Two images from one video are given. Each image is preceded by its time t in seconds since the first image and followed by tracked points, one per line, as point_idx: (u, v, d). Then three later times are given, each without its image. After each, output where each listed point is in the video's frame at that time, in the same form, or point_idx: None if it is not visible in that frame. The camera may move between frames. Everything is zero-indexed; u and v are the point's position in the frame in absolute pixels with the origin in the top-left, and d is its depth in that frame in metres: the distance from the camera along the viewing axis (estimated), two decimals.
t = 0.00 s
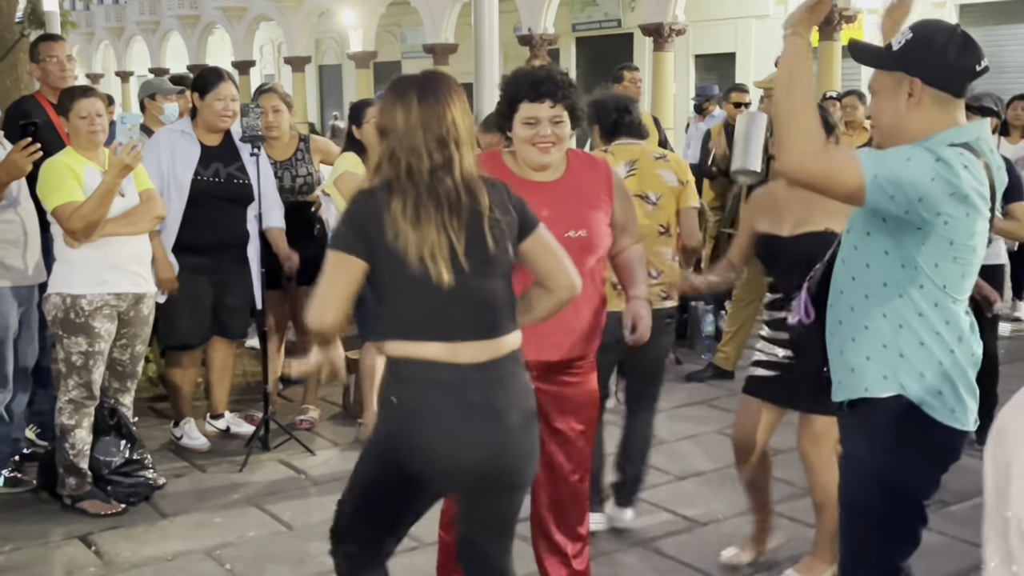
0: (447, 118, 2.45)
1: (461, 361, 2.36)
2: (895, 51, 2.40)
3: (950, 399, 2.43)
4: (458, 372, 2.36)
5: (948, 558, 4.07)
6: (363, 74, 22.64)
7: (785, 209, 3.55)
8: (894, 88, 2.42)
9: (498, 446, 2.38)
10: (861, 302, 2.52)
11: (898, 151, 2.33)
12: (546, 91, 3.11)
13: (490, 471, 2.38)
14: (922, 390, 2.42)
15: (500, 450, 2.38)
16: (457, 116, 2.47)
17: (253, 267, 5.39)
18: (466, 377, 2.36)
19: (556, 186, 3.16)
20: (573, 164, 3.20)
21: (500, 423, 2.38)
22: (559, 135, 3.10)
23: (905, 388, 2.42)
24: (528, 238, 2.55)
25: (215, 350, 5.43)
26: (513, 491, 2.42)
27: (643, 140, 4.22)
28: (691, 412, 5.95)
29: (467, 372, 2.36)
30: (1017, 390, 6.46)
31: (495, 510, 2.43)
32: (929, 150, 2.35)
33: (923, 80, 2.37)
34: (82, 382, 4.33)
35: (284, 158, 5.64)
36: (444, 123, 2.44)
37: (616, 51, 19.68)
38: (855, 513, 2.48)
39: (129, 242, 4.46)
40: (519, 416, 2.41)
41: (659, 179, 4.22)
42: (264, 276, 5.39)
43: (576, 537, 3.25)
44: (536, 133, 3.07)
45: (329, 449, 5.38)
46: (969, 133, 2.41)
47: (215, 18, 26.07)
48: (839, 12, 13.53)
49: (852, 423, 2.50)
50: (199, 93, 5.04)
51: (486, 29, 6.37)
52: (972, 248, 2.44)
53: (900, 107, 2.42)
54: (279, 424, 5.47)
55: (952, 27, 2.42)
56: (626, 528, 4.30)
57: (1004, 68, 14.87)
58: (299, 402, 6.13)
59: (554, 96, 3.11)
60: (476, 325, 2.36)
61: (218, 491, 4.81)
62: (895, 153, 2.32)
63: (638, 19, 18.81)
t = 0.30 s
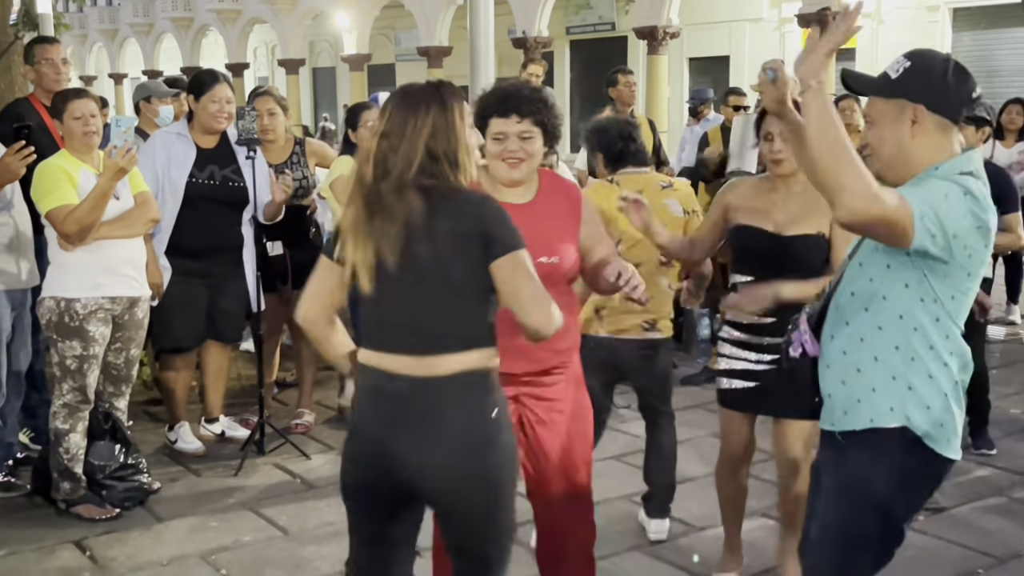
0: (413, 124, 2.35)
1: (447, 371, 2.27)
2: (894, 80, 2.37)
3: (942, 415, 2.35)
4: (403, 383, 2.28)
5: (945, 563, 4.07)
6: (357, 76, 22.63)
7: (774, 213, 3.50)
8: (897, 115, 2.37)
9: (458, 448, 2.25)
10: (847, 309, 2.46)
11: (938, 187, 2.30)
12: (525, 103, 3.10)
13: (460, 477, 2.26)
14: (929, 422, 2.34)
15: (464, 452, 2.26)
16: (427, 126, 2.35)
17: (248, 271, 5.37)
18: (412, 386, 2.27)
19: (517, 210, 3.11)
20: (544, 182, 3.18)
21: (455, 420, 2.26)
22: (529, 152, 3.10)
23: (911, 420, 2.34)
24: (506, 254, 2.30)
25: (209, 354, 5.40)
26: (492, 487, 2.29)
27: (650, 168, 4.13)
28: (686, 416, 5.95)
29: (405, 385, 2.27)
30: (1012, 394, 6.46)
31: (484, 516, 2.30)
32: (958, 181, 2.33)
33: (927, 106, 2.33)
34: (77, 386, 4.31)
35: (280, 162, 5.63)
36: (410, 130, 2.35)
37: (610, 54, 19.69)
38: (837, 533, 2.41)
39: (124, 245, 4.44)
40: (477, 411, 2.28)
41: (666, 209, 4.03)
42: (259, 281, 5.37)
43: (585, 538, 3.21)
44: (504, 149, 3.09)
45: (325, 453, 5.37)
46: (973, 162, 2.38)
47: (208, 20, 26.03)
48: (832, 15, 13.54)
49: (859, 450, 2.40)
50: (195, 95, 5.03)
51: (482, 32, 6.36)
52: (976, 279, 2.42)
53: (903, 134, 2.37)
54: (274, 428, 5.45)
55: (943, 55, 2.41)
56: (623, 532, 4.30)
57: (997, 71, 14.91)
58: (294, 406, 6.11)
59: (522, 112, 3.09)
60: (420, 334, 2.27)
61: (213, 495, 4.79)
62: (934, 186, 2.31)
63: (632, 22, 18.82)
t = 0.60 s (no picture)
0: (425, 123, 2.45)
1: (431, 375, 2.32)
2: (873, 68, 2.35)
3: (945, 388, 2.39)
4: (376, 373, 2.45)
5: (939, 570, 4.07)
6: (351, 81, 22.61)
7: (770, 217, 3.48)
8: (879, 104, 2.36)
9: (405, 443, 2.32)
10: (847, 298, 2.42)
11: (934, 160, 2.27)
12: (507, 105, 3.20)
13: (437, 465, 2.31)
14: (938, 396, 2.36)
15: (412, 448, 2.32)
16: (442, 121, 2.44)
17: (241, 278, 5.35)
18: (379, 378, 2.42)
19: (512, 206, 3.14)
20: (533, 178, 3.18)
21: (401, 412, 2.33)
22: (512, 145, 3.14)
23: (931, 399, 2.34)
24: (488, 236, 2.27)
25: (202, 360, 5.37)
26: (461, 480, 2.32)
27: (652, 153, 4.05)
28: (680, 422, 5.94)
29: (380, 378, 2.42)
30: (1005, 399, 6.47)
31: (455, 512, 2.32)
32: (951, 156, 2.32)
33: (908, 93, 2.33)
34: (68, 392, 4.29)
35: (274, 168, 5.62)
36: (423, 127, 2.46)
37: (604, 60, 19.71)
38: (857, 526, 2.39)
39: (116, 251, 4.42)
40: (424, 401, 2.32)
41: (676, 199, 3.98)
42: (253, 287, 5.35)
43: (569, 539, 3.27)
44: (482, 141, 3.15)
45: (318, 459, 5.35)
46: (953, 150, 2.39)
47: (202, 24, 25.99)
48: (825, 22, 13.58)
49: (868, 441, 2.38)
50: (190, 101, 5.01)
51: (476, 37, 6.36)
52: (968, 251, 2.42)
53: (886, 122, 2.37)
54: (267, 435, 5.43)
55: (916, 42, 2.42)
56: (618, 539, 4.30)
57: (989, 78, 14.93)
58: (288, 411, 6.10)
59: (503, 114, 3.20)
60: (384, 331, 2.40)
61: (206, 501, 4.77)
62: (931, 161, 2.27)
63: (625, 28, 18.84)
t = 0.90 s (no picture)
0: (426, 138, 2.47)
1: (406, 385, 2.34)
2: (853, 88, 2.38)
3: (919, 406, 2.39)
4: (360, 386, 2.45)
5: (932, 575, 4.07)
6: (347, 85, 22.60)
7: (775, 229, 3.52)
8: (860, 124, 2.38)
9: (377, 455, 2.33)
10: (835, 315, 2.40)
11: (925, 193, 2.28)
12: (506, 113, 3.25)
13: (408, 475, 2.31)
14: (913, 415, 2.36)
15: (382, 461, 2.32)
16: (441, 137, 2.46)
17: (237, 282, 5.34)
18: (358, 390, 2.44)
19: (506, 216, 3.16)
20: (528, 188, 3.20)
21: (376, 425, 2.35)
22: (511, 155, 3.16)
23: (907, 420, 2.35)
24: (460, 253, 2.28)
25: (198, 364, 5.40)
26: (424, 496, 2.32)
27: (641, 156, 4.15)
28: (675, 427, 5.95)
29: (360, 392, 2.43)
30: (999, 404, 6.49)
31: (419, 526, 2.32)
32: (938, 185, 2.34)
33: (888, 113, 2.35)
34: (63, 397, 4.29)
35: (270, 173, 5.62)
36: (424, 143, 2.47)
37: (601, 63, 19.73)
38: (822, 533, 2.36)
39: (110, 255, 4.42)
40: (399, 416, 2.33)
41: (648, 218, 4.00)
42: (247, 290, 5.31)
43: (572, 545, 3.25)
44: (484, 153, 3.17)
45: (312, 464, 5.35)
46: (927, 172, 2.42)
47: (198, 28, 26.00)
48: (821, 26, 13.60)
49: (848, 460, 2.36)
50: (186, 106, 5.02)
51: (472, 42, 6.37)
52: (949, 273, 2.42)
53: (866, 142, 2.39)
54: (261, 439, 5.43)
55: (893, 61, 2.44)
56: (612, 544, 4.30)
57: (983, 83, 14.86)
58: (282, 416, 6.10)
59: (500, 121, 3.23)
60: (367, 342, 2.41)
61: (200, 506, 4.77)
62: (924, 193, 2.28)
63: (621, 32, 18.86)
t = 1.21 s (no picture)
0: (426, 134, 2.46)
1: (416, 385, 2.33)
2: (826, 83, 2.41)
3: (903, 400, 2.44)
4: (365, 383, 2.45)
5: None
6: (346, 86, 22.59)
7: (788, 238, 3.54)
8: (833, 119, 2.40)
9: (391, 453, 2.32)
10: (825, 310, 2.41)
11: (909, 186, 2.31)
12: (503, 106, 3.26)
13: (421, 475, 2.31)
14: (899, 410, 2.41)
15: (396, 458, 2.32)
16: (441, 131, 2.45)
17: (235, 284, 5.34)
18: (368, 388, 2.43)
19: (512, 213, 3.17)
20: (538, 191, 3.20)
21: (388, 422, 2.34)
22: (521, 153, 3.17)
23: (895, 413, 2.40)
24: (478, 248, 2.26)
25: (195, 365, 5.39)
26: (437, 491, 2.32)
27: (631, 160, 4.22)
28: (672, 429, 5.95)
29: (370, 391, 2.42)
30: (997, 406, 6.50)
31: (433, 523, 2.33)
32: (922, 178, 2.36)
33: (862, 109, 2.38)
34: (60, 399, 4.29)
35: (268, 174, 5.62)
36: (424, 138, 2.46)
37: (599, 65, 19.75)
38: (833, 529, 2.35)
39: (107, 257, 4.43)
40: (412, 411, 2.33)
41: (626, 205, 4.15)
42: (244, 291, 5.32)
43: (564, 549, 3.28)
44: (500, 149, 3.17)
45: (310, 465, 5.35)
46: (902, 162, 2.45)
47: (197, 28, 25.99)
48: (819, 28, 13.60)
49: (844, 459, 2.37)
50: (184, 107, 5.02)
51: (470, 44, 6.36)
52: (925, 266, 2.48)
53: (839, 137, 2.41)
54: (259, 440, 5.43)
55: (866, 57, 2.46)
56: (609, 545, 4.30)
57: (982, 85, 14.82)
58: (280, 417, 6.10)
59: (517, 116, 3.23)
60: (379, 339, 2.39)
61: (198, 507, 4.77)
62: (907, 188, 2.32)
63: (620, 34, 18.87)
